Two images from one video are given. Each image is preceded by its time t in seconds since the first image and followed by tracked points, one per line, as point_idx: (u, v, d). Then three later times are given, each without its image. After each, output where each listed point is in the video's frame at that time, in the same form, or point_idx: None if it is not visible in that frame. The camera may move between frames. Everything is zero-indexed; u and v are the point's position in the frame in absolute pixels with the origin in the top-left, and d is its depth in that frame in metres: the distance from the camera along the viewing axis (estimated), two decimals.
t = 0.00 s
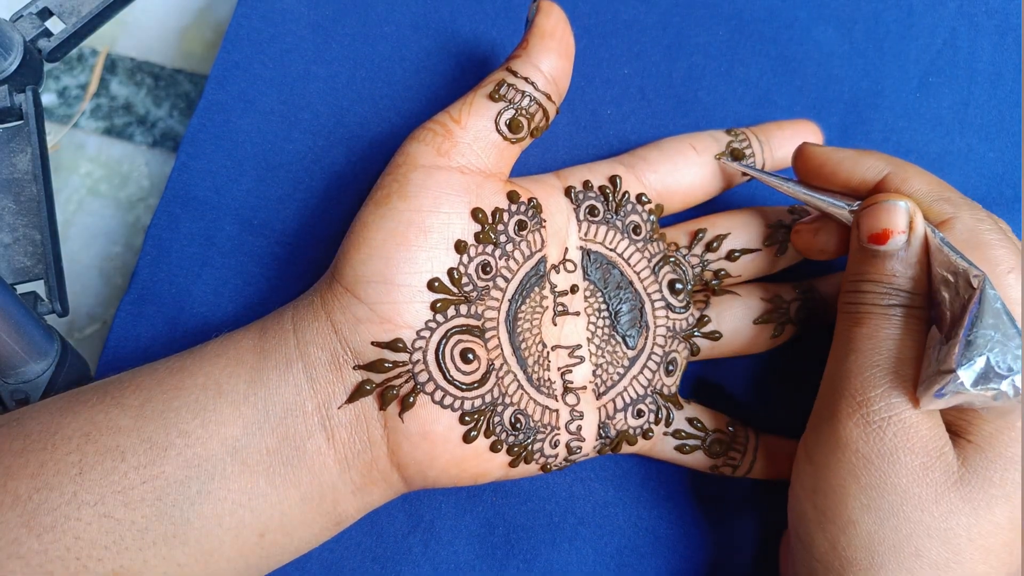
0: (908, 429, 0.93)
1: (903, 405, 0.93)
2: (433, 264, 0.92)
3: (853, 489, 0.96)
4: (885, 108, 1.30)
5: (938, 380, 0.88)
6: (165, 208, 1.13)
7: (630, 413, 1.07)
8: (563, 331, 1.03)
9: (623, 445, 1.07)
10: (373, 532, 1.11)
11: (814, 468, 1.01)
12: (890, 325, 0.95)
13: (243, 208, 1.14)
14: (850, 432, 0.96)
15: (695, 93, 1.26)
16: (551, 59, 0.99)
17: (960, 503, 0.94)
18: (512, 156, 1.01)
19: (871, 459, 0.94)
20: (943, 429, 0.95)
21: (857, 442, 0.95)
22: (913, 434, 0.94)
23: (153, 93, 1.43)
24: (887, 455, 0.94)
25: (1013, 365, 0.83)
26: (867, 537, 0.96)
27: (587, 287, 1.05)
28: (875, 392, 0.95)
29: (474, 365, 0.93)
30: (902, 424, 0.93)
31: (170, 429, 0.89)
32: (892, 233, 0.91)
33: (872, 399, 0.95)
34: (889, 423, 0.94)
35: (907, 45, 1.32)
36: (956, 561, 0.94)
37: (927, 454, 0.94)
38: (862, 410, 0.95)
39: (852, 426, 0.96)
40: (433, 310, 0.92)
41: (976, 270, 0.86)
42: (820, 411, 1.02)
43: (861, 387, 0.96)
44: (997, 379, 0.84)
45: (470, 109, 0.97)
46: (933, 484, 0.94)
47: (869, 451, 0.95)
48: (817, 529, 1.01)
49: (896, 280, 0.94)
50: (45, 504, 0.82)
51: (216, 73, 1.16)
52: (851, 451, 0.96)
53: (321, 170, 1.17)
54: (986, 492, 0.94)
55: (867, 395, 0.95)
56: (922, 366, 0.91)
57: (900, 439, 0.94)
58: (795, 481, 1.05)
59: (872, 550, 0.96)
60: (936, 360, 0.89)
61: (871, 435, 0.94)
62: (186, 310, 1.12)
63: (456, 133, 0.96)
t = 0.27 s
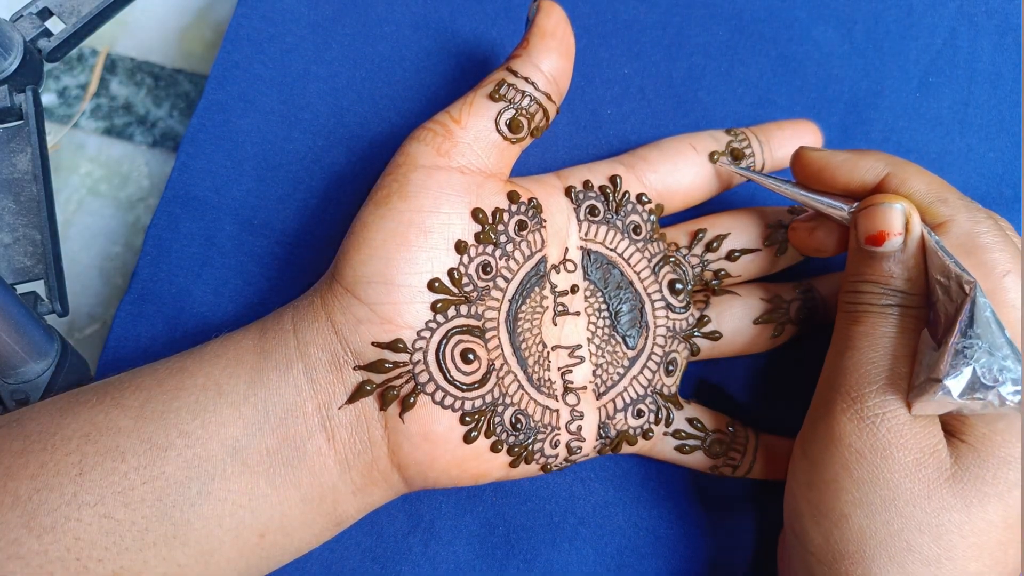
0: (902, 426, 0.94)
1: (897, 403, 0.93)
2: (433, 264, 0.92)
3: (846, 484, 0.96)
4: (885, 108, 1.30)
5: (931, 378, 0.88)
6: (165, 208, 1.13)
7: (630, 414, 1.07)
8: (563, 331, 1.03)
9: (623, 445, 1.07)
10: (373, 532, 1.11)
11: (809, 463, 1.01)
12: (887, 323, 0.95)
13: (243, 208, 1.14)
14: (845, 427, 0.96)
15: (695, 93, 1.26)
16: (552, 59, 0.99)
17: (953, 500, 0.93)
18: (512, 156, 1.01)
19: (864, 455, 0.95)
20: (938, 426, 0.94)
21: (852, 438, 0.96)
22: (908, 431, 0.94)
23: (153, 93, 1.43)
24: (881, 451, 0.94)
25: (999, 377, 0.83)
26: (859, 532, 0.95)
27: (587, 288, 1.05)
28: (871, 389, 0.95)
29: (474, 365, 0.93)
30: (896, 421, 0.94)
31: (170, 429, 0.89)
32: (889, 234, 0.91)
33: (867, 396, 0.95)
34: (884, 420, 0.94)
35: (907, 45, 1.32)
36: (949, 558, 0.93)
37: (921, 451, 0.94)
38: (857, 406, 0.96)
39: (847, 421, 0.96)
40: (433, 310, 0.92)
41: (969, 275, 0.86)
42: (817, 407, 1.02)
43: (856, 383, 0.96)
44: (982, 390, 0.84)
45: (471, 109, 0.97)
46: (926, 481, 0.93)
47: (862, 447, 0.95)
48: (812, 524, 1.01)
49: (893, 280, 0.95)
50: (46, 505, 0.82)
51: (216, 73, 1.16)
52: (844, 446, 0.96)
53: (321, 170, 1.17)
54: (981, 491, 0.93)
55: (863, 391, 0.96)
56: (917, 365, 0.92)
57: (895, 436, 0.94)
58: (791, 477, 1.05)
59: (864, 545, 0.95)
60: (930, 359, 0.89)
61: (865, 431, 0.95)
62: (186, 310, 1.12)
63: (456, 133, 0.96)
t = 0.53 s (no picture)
0: (896, 429, 0.93)
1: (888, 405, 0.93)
2: (432, 264, 0.92)
3: (841, 486, 0.96)
4: (885, 108, 1.30)
5: (925, 379, 0.88)
6: (165, 207, 1.13)
7: (630, 413, 1.07)
8: (563, 331, 1.03)
9: (623, 445, 1.07)
10: (373, 532, 1.11)
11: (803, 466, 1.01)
12: (879, 326, 0.95)
13: (243, 208, 1.14)
14: (838, 430, 0.96)
15: (695, 92, 1.26)
16: (551, 59, 0.99)
17: (948, 501, 0.93)
18: (512, 156, 1.01)
19: (859, 458, 0.94)
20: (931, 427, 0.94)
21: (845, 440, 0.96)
22: (902, 434, 0.93)
23: (153, 93, 1.43)
24: (875, 454, 0.94)
25: (990, 381, 0.84)
26: (855, 534, 0.95)
27: (587, 287, 1.05)
28: (865, 392, 0.95)
29: (474, 365, 0.93)
30: (891, 424, 0.93)
31: (170, 430, 0.89)
32: (878, 236, 0.92)
33: (861, 399, 0.95)
34: (878, 422, 0.94)
35: (907, 45, 1.32)
36: (944, 558, 0.93)
37: (915, 454, 0.93)
38: (851, 409, 0.96)
39: (841, 425, 0.96)
40: (433, 310, 0.92)
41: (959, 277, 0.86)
42: (811, 411, 1.02)
43: (850, 386, 0.96)
44: (975, 394, 0.84)
45: (470, 108, 0.97)
46: (921, 484, 0.93)
47: (857, 450, 0.94)
48: (807, 525, 1.01)
49: (884, 283, 0.95)
50: (46, 505, 0.82)
51: (216, 73, 1.16)
52: (839, 449, 0.96)
53: (321, 170, 1.17)
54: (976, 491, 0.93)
55: (856, 394, 0.96)
56: (909, 367, 0.92)
57: (889, 439, 0.93)
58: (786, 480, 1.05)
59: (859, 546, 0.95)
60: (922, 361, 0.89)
61: (859, 434, 0.95)
62: (186, 309, 1.12)
63: (455, 132, 0.96)
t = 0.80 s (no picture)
0: (904, 423, 0.94)
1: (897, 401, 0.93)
2: (431, 264, 0.92)
3: (847, 479, 0.96)
4: (885, 108, 1.30)
5: (933, 374, 0.88)
6: (165, 208, 1.13)
7: (630, 413, 1.07)
8: (563, 331, 1.03)
9: (623, 444, 1.07)
10: (374, 532, 1.11)
11: (810, 459, 1.01)
12: (889, 322, 0.95)
13: (243, 208, 1.14)
14: (846, 423, 0.96)
15: (695, 92, 1.26)
16: (549, 58, 0.99)
17: (953, 497, 0.93)
18: (510, 156, 1.01)
19: (866, 451, 0.94)
20: (939, 424, 0.95)
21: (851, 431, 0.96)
22: (910, 428, 0.94)
23: (153, 93, 1.43)
24: (882, 447, 0.94)
25: (1001, 373, 0.84)
26: (859, 527, 0.95)
27: (587, 287, 1.05)
28: (874, 386, 0.95)
29: (474, 364, 0.93)
30: (898, 418, 0.94)
31: (169, 433, 0.89)
32: (892, 234, 0.92)
33: (869, 393, 0.95)
34: (885, 416, 0.94)
35: (906, 45, 1.32)
36: (947, 554, 0.93)
37: (922, 448, 0.94)
38: (859, 403, 0.96)
39: (848, 417, 0.96)
40: (432, 310, 0.92)
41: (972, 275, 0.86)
42: (819, 404, 1.02)
43: (859, 380, 0.96)
44: (985, 387, 0.84)
45: (468, 108, 0.97)
46: (926, 478, 0.93)
47: (864, 443, 0.95)
48: (812, 517, 1.01)
49: (896, 280, 0.95)
50: (45, 510, 0.82)
51: (216, 73, 1.16)
52: (846, 442, 0.96)
53: (321, 170, 1.17)
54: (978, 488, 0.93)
55: (865, 388, 0.96)
56: (918, 363, 0.92)
57: (896, 433, 0.94)
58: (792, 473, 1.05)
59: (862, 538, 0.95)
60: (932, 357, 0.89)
61: (866, 427, 0.95)
62: (186, 310, 1.12)
63: (454, 132, 0.96)
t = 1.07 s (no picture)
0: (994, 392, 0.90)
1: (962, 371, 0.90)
2: (431, 263, 0.92)
3: (938, 456, 0.91)
4: (886, 108, 1.30)
5: None
6: (165, 207, 1.13)
7: (629, 413, 1.07)
8: (562, 330, 1.03)
9: (622, 444, 1.07)
10: (374, 531, 1.11)
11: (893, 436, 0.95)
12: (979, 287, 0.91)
13: (243, 208, 1.15)
14: (948, 396, 0.91)
15: (695, 92, 1.26)
16: (550, 59, 0.99)
17: None
18: (510, 156, 1.01)
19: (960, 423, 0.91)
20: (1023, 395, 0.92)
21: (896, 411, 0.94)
22: (997, 401, 0.90)
23: (153, 93, 1.43)
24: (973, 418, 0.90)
25: None
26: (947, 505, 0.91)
27: (586, 287, 1.05)
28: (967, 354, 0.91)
29: (473, 363, 0.93)
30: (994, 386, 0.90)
31: (169, 428, 0.89)
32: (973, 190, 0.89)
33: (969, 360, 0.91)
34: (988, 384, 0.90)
35: (906, 45, 1.31)
36: None
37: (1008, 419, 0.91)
38: (958, 372, 0.91)
39: (953, 389, 0.91)
40: (432, 308, 0.92)
41: None
42: (907, 379, 0.97)
43: (945, 349, 0.92)
44: None
45: (468, 108, 0.97)
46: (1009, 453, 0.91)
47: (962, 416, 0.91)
48: (869, 497, 0.97)
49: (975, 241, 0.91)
50: (44, 504, 0.82)
51: (216, 73, 1.16)
52: (945, 415, 0.91)
53: (320, 170, 1.17)
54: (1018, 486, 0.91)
55: (958, 356, 0.91)
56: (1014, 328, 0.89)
57: (986, 403, 0.90)
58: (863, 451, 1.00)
59: (897, 518, 0.93)
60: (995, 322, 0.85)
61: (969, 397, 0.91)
62: (186, 309, 1.12)
63: (454, 132, 0.96)
